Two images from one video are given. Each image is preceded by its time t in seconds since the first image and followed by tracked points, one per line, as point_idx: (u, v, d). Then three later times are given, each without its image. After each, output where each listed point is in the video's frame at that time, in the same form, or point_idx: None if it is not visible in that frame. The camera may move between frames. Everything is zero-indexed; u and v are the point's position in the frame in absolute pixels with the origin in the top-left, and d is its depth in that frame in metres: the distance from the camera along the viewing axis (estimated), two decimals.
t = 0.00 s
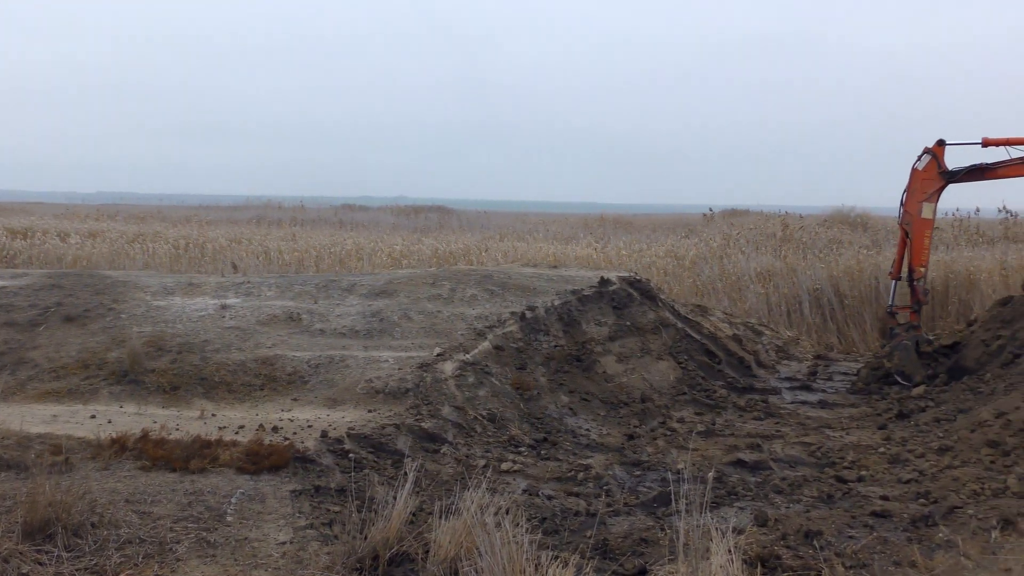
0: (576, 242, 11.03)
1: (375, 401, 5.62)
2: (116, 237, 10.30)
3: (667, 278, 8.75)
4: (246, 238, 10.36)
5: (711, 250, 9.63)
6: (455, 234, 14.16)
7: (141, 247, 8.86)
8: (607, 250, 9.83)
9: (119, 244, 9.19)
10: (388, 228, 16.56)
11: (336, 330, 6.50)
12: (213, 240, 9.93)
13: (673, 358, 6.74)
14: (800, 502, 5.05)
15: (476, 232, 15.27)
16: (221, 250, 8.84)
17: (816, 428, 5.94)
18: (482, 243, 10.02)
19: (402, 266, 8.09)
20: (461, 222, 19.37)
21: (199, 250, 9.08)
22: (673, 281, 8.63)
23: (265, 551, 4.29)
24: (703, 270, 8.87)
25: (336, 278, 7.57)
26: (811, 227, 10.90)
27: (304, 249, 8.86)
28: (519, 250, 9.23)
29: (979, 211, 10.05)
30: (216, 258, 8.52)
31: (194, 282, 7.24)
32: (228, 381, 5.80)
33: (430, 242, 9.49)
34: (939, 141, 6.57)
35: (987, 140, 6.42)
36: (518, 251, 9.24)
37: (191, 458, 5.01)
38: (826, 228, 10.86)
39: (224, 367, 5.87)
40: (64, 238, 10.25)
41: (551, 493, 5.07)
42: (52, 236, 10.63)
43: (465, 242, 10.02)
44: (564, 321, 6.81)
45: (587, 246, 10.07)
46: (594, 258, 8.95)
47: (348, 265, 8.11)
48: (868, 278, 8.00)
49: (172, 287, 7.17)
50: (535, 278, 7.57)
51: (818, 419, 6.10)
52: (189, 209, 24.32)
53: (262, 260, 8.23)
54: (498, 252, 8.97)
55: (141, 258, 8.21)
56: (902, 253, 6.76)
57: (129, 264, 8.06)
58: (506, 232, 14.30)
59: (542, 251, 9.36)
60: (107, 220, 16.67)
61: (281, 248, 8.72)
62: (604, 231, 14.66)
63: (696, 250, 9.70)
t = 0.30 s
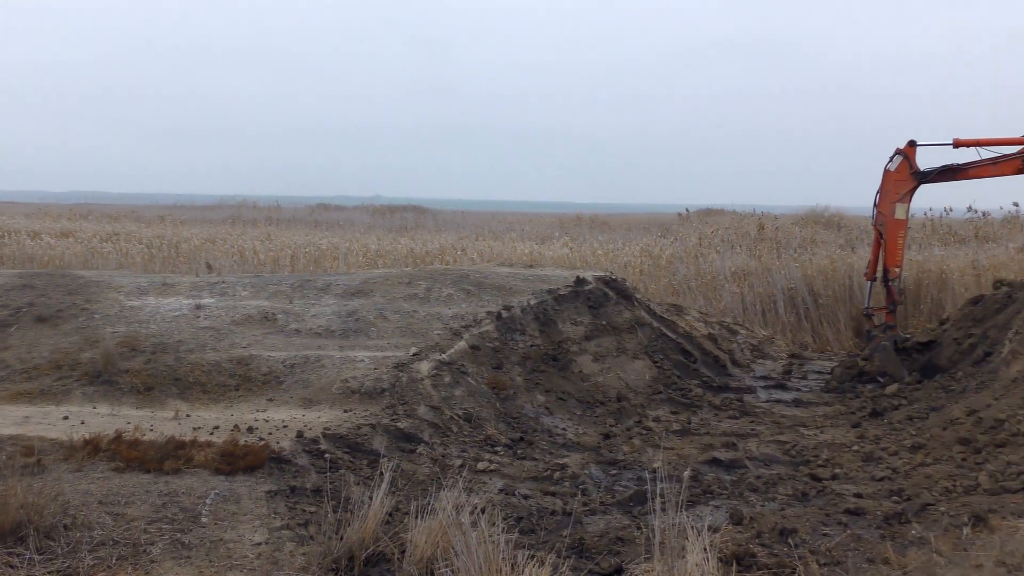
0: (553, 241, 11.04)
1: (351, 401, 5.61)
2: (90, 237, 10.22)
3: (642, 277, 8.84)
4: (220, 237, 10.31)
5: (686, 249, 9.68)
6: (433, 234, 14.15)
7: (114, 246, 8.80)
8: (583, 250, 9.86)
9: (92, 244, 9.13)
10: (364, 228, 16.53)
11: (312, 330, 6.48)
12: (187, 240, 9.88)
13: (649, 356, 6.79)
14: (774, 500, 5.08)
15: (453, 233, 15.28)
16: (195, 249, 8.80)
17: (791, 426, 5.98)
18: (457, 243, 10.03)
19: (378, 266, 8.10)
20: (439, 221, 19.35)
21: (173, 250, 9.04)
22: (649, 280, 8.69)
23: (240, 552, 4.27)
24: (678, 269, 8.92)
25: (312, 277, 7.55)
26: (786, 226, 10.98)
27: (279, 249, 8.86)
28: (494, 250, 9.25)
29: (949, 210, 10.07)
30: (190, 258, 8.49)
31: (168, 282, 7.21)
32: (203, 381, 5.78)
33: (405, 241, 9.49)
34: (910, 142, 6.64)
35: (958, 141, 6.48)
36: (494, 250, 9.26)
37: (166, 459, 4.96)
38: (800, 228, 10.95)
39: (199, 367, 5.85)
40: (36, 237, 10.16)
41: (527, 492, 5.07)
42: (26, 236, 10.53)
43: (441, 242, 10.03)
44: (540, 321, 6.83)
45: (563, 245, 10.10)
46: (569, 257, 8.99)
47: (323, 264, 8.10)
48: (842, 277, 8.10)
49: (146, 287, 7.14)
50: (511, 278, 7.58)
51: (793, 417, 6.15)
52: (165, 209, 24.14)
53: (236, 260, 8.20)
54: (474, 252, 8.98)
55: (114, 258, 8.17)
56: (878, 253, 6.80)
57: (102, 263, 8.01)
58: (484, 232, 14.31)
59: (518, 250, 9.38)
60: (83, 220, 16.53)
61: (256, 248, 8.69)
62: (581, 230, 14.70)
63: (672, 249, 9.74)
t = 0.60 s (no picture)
0: (528, 240, 11.06)
1: (326, 401, 5.59)
2: (63, 237, 10.14)
3: (617, 276, 8.90)
4: (193, 237, 10.26)
5: (661, 248, 9.72)
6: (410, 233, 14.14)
7: (86, 245, 8.74)
8: (558, 249, 9.89)
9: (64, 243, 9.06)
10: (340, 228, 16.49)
11: (286, 330, 6.46)
12: (160, 240, 9.83)
13: (623, 356, 6.85)
14: (748, 499, 5.10)
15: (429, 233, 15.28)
16: (168, 249, 8.76)
17: (765, 425, 6.02)
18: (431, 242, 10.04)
19: (352, 266, 8.10)
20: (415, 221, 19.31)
21: (146, 249, 8.99)
22: (624, 280, 8.76)
23: (214, 554, 4.22)
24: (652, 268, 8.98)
25: (286, 277, 7.54)
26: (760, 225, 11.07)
27: (253, 248, 8.86)
28: (469, 250, 9.27)
29: (919, 210, 10.18)
30: (162, 258, 8.47)
31: (140, 282, 7.17)
32: (176, 381, 5.75)
33: (379, 241, 9.50)
34: (879, 146, 6.69)
35: (927, 144, 6.54)
36: (469, 250, 9.27)
37: (138, 460, 4.90)
38: (775, 227, 11.04)
39: (172, 367, 5.82)
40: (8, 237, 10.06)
41: (502, 491, 5.07)
42: None
43: (417, 241, 10.03)
44: (515, 321, 6.85)
45: (538, 245, 10.12)
46: (543, 257, 9.07)
47: (297, 264, 8.10)
48: (815, 276, 8.22)
49: (118, 287, 7.11)
50: (485, 277, 7.58)
51: (766, 416, 6.20)
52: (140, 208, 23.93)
53: (210, 260, 8.18)
54: (448, 252, 9.00)
55: (86, 258, 8.12)
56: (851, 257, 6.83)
57: (73, 263, 7.96)
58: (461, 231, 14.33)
59: (493, 250, 9.40)
60: (57, 220, 16.39)
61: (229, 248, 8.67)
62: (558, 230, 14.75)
63: (647, 248, 9.79)
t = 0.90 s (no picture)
0: (504, 240, 11.07)
1: (301, 401, 5.58)
2: (36, 237, 10.04)
3: (592, 276, 8.95)
4: (167, 237, 10.20)
5: (636, 247, 9.77)
6: (387, 233, 14.12)
7: (58, 245, 8.66)
8: (534, 249, 9.91)
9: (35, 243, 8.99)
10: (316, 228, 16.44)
11: (261, 330, 6.44)
12: (133, 240, 9.77)
13: (598, 355, 6.90)
14: (723, 497, 5.12)
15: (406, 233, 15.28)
16: (141, 249, 8.71)
17: (739, 424, 6.06)
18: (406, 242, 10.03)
19: (327, 266, 8.10)
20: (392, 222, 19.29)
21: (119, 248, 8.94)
22: (599, 279, 8.81)
23: (188, 555, 4.18)
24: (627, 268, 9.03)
25: (261, 276, 7.51)
26: (735, 225, 11.14)
27: (227, 247, 8.83)
28: (444, 249, 9.28)
29: (892, 210, 10.29)
30: (134, 259, 8.44)
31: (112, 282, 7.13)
32: (149, 381, 5.72)
33: (354, 241, 9.49)
34: (851, 149, 6.74)
35: (898, 147, 6.59)
36: (444, 250, 9.28)
37: (111, 461, 4.84)
38: (749, 226, 11.12)
39: (145, 368, 5.80)
40: None
41: (478, 491, 5.07)
42: None
43: (393, 241, 10.02)
44: (490, 320, 6.86)
45: (514, 244, 10.14)
46: (518, 256, 9.10)
47: (271, 264, 8.08)
48: (789, 275, 8.30)
49: (90, 287, 7.06)
50: (461, 277, 7.59)
51: (741, 414, 6.24)
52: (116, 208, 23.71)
53: (183, 260, 8.15)
54: (423, 252, 9.01)
55: (57, 258, 8.06)
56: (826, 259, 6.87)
57: (44, 263, 7.90)
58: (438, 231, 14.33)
59: (469, 250, 9.42)
60: (29, 220, 16.22)
61: (203, 248, 8.64)
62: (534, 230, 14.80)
63: (623, 247, 9.83)
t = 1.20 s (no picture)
0: (481, 240, 11.07)
1: (277, 401, 5.56)
2: (9, 237, 9.96)
3: (568, 275, 8.97)
4: (142, 236, 10.14)
5: (614, 246, 9.80)
6: (365, 232, 14.11)
7: (31, 245, 8.60)
8: (511, 248, 9.93)
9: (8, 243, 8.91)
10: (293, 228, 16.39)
11: (237, 330, 6.42)
12: (106, 240, 9.71)
13: (575, 354, 6.95)
14: (699, 495, 5.14)
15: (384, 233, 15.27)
16: (115, 249, 8.67)
17: (716, 423, 6.10)
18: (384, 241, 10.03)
19: (303, 266, 8.09)
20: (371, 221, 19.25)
21: (92, 248, 8.88)
22: (576, 279, 8.86)
23: (164, 557, 4.12)
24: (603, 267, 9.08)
25: (237, 276, 7.49)
26: (713, 224, 11.20)
27: (202, 247, 8.80)
28: (421, 249, 9.29)
29: (866, 210, 10.39)
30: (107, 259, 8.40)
31: (87, 282, 7.10)
32: (124, 382, 5.70)
33: (330, 240, 9.47)
34: (825, 152, 6.79)
35: (872, 149, 6.64)
36: (421, 250, 9.29)
37: (85, 462, 4.77)
38: (726, 226, 11.19)
39: (120, 368, 5.77)
40: None
41: (455, 491, 5.06)
42: None
43: (370, 240, 10.02)
44: (467, 320, 6.88)
45: (492, 244, 10.15)
46: (494, 256, 9.13)
47: (247, 263, 8.06)
48: (764, 274, 8.37)
49: (64, 287, 7.02)
50: (438, 277, 7.58)
51: (717, 414, 6.28)
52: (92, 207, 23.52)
53: (158, 260, 8.12)
54: (399, 252, 9.01)
55: (30, 257, 8.00)
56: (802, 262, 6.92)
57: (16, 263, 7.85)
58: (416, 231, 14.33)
59: (445, 249, 9.43)
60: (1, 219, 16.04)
61: (178, 247, 8.61)
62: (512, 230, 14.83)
63: (600, 247, 9.86)
